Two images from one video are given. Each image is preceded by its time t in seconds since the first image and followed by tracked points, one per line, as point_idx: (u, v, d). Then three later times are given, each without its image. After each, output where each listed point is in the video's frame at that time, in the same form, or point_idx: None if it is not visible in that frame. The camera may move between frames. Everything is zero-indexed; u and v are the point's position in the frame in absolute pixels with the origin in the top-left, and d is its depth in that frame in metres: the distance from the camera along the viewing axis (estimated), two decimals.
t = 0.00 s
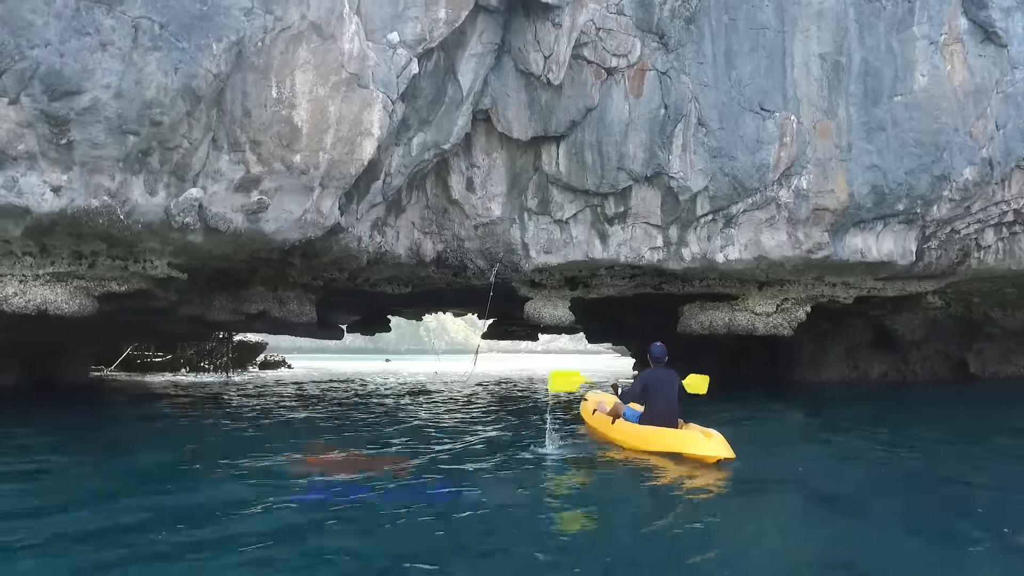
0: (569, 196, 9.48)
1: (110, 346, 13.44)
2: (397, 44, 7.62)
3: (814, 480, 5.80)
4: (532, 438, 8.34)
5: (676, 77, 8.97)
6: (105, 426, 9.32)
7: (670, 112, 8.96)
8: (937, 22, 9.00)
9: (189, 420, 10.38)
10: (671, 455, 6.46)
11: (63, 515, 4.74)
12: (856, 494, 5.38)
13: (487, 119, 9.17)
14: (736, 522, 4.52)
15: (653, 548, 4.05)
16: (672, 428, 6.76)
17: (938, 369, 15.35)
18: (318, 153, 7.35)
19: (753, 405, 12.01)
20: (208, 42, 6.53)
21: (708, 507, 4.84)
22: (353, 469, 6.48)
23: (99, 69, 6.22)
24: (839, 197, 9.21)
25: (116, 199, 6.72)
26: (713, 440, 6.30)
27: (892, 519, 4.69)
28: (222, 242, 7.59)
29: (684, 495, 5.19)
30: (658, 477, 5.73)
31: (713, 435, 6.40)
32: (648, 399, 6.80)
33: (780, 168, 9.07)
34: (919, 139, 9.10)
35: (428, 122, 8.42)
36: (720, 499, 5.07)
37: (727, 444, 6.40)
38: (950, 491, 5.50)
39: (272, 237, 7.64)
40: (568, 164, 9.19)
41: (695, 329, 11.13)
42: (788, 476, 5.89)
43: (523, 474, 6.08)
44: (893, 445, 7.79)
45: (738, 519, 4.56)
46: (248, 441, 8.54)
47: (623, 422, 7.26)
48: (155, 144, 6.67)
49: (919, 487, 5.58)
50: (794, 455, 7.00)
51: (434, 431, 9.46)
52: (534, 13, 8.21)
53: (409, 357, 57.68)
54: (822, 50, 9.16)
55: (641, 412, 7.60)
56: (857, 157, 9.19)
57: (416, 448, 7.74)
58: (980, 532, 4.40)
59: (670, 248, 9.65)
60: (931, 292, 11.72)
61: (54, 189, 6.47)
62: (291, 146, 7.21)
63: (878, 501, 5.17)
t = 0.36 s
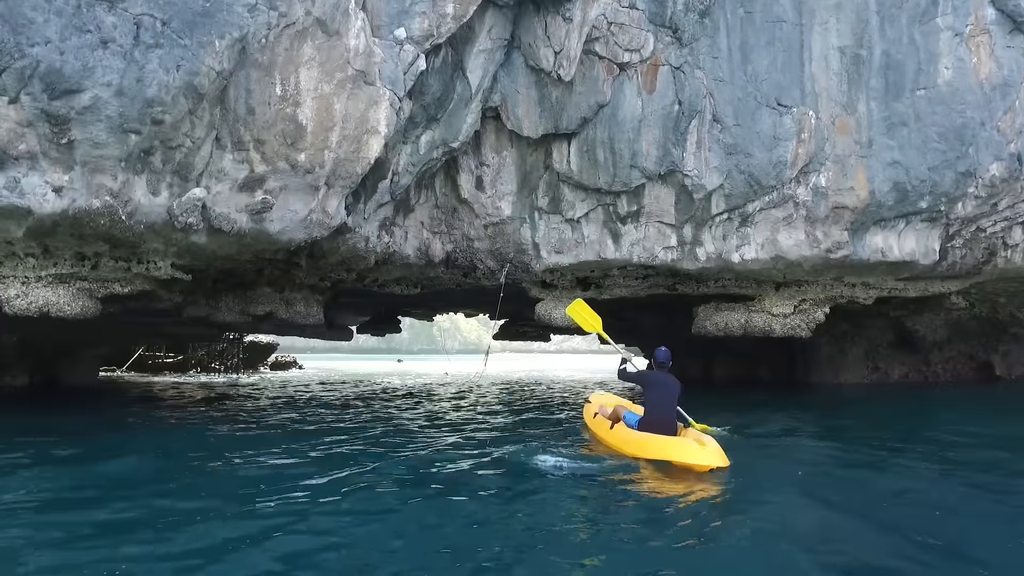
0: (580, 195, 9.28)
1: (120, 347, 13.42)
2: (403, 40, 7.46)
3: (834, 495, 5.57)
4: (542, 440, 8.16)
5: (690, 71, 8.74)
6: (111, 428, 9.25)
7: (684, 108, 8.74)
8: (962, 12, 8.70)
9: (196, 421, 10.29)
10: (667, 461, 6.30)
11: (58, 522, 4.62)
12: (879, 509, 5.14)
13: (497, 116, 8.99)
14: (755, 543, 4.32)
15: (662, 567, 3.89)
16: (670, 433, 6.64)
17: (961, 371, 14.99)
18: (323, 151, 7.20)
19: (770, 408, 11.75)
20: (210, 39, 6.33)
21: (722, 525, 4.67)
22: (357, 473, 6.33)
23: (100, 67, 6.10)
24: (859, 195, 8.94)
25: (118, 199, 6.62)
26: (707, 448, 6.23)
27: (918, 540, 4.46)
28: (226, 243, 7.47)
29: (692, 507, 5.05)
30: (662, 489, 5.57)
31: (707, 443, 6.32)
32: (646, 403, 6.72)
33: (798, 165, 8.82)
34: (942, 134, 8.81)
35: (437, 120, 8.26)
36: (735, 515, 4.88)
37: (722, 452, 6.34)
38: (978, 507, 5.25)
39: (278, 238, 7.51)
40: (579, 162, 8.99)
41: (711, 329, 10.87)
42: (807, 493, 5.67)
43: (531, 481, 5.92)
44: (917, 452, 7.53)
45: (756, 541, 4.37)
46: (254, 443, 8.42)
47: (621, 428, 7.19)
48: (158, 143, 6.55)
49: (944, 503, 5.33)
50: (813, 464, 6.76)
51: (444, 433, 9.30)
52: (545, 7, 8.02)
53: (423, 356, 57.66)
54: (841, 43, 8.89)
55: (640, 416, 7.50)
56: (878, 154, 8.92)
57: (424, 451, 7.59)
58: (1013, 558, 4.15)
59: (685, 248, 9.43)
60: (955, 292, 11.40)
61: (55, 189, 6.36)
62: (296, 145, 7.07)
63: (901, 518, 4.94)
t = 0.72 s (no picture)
0: (592, 193, 9.08)
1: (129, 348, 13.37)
2: (410, 35, 7.29)
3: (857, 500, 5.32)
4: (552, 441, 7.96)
5: (704, 65, 8.51)
6: (117, 429, 9.16)
7: (697, 103, 8.52)
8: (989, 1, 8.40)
9: (203, 422, 10.19)
10: (671, 462, 6.17)
11: (53, 525, 4.50)
12: (905, 516, 4.90)
13: (507, 112, 8.81)
14: (776, 551, 4.10)
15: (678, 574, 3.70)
16: (669, 433, 6.42)
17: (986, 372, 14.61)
18: (329, 148, 7.05)
19: (788, 410, 11.47)
20: (213, 34, 6.21)
21: (741, 530, 4.45)
22: (362, 474, 6.17)
23: (101, 62, 5.98)
24: (881, 191, 8.67)
25: (120, 198, 6.51)
26: (707, 447, 6.14)
27: (948, 548, 4.22)
28: (231, 242, 7.34)
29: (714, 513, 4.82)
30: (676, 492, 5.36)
31: (705, 441, 6.34)
32: (642, 403, 6.56)
33: (817, 160, 8.57)
34: (968, 126, 8.51)
35: (445, 116, 8.08)
36: (753, 520, 4.67)
37: (724, 453, 6.26)
38: (1011, 513, 4.99)
39: (283, 237, 7.38)
40: (591, 158, 8.79)
41: (726, 330, 10.62)
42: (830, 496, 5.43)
43: (540, 483, 5.73)
44: (942, 455, 7.25)
45: (777, 548, 4.15)
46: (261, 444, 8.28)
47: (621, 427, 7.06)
48: (160, 140, 6.43)
49: (974, 509, 5.08)
50: (834, 468, 6.52)
51: (453, 434, 9.14)
52: None
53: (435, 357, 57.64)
54: (861, 34, 8.62)
55: (641, 416, 7.31)
56: (900, 148, 8.64)
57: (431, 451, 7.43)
58: None
59: (699, 246, 9.20)
60: (980, 291, 11.06)
61: (57, 188, 6.26)
62: (300, 141, 6.93)
63: (928, 524, 4.70)
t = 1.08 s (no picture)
0: (599, 186, 8.89)
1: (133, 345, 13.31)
2: (411, 25, 7.13)
3: (873, 502, 5.11)
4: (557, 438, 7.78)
5: (713, 55, 8.31)
6: (118, 426, 9.07)
7: (706, 94, 8.32)
8: None
9: (206, 420, 10.09)
10: (673, 462, 5.98)
11: (40, 523, 4.38)
12: (924, 519, 4.68)
13: (511, 105, 8.64)
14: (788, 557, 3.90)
15: None
16: (665, 433, 6.34)
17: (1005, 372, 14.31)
18: (328, 140, 6.89)
19: (800, 409, 11.23)
20: (208, 24, 6.06)
21: (752, 533, 4.27)
22: (360, 474, 6.00)
23: (93, 52, 5.85)
24: (896, 183, 8.43)
25: (114, 191, 6.39)
26: (710, 447, 5.96)
27: (970, 553, 4.00)
28: (229, 236, 7.21)
29: (726, 516, 4.61)
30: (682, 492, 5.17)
31: (710, 442, 6.09)
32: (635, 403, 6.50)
33: (829, 152, 8.35)
34: (987, 116, 8.26)
35: (448, 109, 7.92)
36: (764, 524, 4.47)
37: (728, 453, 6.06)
38: None
39: (281, 231, 7.23)
40: (597, 151, 8.60)
41: (736, 327, 10.39)
42: (845, 498, 5.21)
43: (542, 483, 5.56)
44: (963, 455, 7.00)
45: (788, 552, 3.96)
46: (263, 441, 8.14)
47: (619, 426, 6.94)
48: (155, 132, 6.31)
49: (998, 512, 4.85)
50: (849, 468, 6.29)
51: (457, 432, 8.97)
52: None
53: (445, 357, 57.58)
54: (875, 21, 8.38)
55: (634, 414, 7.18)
56: (916, 139, 8.41)
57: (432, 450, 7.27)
58: None
59: (709, 241, 9.00)
60: (1000, 287, 10.77)
61: (51, 181, 6.15)
62: (299, 133, 6.78)
63: (950, 528, 4.47)
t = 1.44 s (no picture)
0: (603, 183, 8.71)
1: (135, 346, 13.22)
2: (411, 19, 6.87)
3: (888, 508, 4.91)
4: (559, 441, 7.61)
5: (721, 48, 8.11)
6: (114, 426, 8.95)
7: (713, 88, 8.12)
8: None
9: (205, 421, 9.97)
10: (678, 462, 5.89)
11: (21, 532, 4.23)
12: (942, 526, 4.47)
13: (514, 101, 8.46)
14: (799, 568, 3.70)
15: None
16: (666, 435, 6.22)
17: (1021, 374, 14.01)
18: (326, 137, 6.72)
19: (811, 411, 11.00)
20: (201, 17, 5.92)
21: (761, 540, 4.08)
22: (356, 477, 5.84)
23: (84, 46, 5.73)
24: (909, 179, 8.21)
25: (106, 189, 6.24)
26: (713, 447, 5.93)
27: (993, 564, 3.79)
28: (224, 235, 7.06)
29: (735, 521, 4.43)
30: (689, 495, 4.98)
31: (712, 442, 6.09)
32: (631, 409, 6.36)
33: (840, 147, 8.14)
34: (1005, 111, 8.04)
35: (449, 105, 7.77)
36: (773, 530, 4.27)
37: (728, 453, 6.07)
38: None
39: (278, 230, 7.06)
40: (601, 147, 8.42)
41: (745, 327, 10.17)
42: (858, 504, 5.01)
43: (542, 487, 5.38)
44: (980, 459, 6.77)
45: (800, 563, 3.76)
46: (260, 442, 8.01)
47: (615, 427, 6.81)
48: (147, 128, 6.18)
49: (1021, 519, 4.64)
50: (861, 472, 6.08)
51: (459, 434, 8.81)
52: None
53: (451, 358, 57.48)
54: (888, 13, 8.16)
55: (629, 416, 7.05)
56: (931, 134, 8.19)
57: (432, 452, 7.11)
58: None
59: (716, 240, 8.79)
60: (1017, 287, 10.51)
61: (41, 179, 6.03)
62: (295, 129, 6.62)
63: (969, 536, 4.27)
